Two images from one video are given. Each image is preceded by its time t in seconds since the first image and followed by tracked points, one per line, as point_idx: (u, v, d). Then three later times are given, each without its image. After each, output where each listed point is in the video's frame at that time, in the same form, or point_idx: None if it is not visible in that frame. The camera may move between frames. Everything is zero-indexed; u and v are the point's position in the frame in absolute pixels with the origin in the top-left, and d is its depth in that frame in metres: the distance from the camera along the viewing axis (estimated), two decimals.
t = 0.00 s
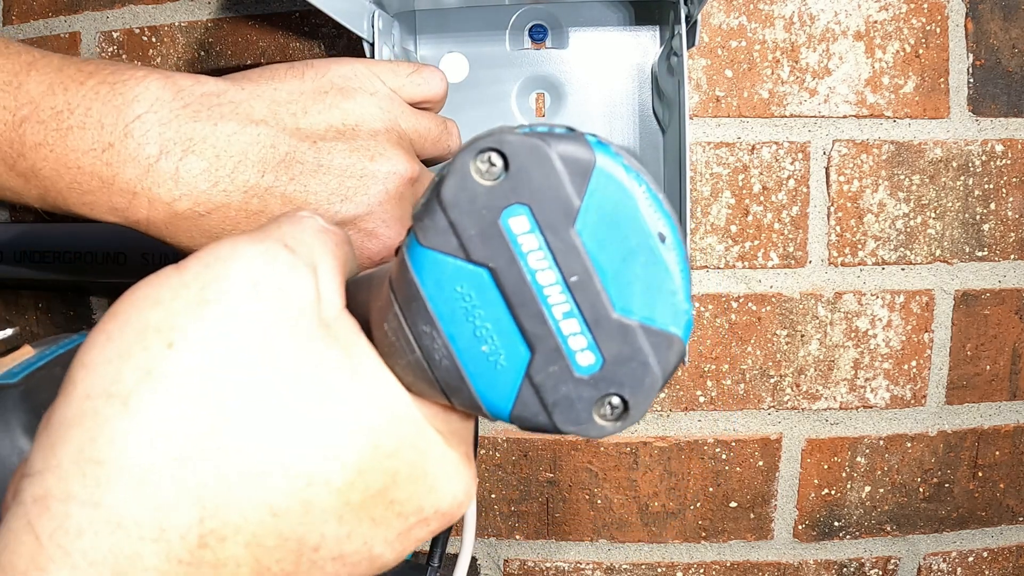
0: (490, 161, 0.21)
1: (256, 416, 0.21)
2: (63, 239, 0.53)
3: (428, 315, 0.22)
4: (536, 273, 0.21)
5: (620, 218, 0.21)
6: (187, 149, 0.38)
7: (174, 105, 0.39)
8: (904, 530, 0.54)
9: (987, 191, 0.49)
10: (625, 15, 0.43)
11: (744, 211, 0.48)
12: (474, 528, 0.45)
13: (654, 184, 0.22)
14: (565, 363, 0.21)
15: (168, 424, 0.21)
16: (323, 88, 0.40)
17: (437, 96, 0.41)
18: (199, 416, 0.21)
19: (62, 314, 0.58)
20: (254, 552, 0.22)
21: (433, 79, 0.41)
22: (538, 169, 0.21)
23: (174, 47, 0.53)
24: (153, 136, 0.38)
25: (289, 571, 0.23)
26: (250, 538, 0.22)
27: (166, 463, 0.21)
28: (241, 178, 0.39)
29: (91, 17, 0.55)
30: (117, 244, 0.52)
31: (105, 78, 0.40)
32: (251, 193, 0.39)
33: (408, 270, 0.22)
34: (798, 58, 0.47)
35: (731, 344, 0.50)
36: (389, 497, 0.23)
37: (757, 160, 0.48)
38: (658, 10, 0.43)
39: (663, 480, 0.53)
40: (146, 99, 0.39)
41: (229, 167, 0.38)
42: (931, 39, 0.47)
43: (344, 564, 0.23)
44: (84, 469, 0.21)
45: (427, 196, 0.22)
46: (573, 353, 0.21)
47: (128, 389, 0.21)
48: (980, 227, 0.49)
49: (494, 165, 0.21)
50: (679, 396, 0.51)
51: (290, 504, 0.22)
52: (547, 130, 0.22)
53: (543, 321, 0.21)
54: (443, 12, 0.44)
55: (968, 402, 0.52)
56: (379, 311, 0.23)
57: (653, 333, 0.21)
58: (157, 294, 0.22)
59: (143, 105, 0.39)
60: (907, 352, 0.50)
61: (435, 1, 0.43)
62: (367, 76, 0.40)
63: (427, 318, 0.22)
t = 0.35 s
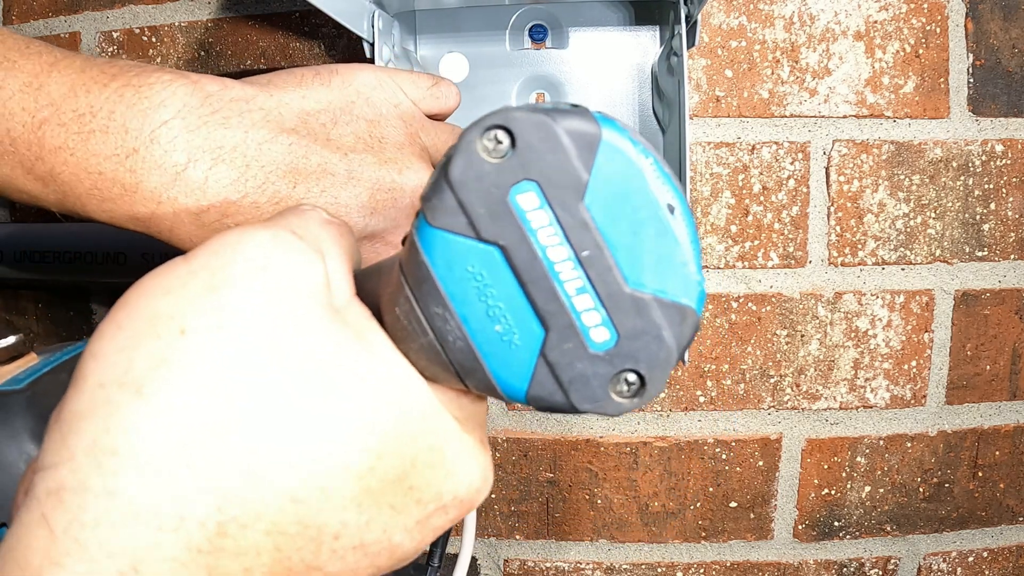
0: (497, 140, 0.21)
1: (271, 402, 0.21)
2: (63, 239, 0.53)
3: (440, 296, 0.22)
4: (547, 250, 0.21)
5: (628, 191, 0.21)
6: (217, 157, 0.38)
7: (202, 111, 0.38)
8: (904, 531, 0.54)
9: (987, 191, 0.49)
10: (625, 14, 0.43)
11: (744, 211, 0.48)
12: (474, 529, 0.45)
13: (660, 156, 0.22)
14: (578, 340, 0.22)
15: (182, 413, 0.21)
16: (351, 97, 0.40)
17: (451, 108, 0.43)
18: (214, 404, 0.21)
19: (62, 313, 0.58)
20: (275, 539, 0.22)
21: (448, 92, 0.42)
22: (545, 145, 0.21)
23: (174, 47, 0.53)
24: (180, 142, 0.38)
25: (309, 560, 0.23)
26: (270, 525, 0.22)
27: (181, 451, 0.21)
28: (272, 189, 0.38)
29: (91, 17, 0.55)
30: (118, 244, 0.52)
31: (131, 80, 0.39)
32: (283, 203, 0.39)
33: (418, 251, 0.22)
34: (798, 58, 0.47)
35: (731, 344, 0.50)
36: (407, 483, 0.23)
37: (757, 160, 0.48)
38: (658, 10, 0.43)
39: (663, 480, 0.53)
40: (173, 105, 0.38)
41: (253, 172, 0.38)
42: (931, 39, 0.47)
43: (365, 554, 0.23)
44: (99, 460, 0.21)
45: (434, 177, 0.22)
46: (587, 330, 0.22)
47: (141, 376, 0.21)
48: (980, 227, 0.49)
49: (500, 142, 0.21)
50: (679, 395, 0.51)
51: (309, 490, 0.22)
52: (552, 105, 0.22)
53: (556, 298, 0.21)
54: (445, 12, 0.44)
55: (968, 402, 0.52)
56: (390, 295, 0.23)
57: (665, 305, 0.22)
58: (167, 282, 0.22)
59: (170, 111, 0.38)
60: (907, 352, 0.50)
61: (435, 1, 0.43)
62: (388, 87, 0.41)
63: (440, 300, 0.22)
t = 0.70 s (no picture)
0: (532, 182, 0.21)
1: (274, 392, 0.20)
2: (62, 240, 0.53)
3: (450, 323, 0.22)
4: (560, 296, 0.21)
5: (650, 255, 0.21)
6: (217, 163, 0.38)
7: (200, 118, 0.39)
8: (904, 530, 0.54)
9: (987, 191, 0.49)
10: (625, 14, 0.43)
11: (744, 211, 0.48)
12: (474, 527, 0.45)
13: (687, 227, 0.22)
14: (574, 386, 0.22)
15: (184, 395, 0.20)
16: (344, 101, 0.40)
17: (445, 108, 0.43)
18: (217, 387, 0.20)
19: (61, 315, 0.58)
20: (259, 529, 0.20)
21: (444, 95, 0.42)
22: (576, 194, 0.21)
23: (174, 47, 0.53)
24: (179, 149, 0.38)
25: (285, 552, 0.21)
26: (255, 514, 0.20)
27: (178, 433, 0.19)
28: (272, 195, 0.38)
29: (91, 17, 0.55)
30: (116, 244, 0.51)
31: (129, 87, 0.40)
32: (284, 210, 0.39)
33: (435, 277, 0.22)
34: (798, 58, 0.47)
35: (731, 344, 0.50)
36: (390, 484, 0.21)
37: (757, 160, 0.48)
38: (658, 10, 0.43)
39: (663, 480, 0.53)
40: (172, 111, 0.39)
41: (252, 177, 0.38)
42: (931, 39, 0.47)
43: (337, 551, 0.21)
44: (92, 433, 0.19)
45: (462, 205, 0.22)
46: (584, 377, 0.22)
47: (144, 355, 0.20)
48: (980, 227, 0.49)
49: (535, 184, 0.21)
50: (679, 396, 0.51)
51: (301, 483, 0.20)
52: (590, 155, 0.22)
53: (561, 343, 0.21)
54: (445, 12, 0.44)
55: (968, 402, 0.52)
56: (398, 311, 0.23)
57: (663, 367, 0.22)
58: (176, 259, 0.21)
59: (169, 117, 0.38)
60: (907, 352, 0.50)
61: (435, 1, 0.43)
62: (379, 90, 0.41)
63: (448, 326, 0.22)
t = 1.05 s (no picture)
0: (482, 160, 0.21)
1: (254, 406, 0.21)
2: (63, 239, 0.53)
3: (421, 312, 0.22)
4: (527, 271, 0.21)
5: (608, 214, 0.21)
6: (207, 148, 0.38)
7: (192, 105, 0.39)
8: (904, 531, 0.54)
9: (987, 191, 0.49)
10: (625, 14, 0.43)
11: (744, 211, 0.48)
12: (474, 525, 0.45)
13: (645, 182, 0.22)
14: (556, 359, 0.21)
15: (167, 411, 0.21)
16: (339, 92, 0.40)
17: (445, 100, 0.42)
18: (199, 406, 0.21)
19: (62, 312, 0.58)
20: (250, 539, 0.22)
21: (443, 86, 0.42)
22: (528, 167, 0.21)
23: (174, 47, 0.53)
24: (172, 134, 0.38)
25: (285, 559, 0.23)
26: (247, 524, 0.22)
27: (162, 451, 0.21)
28: (263, 178, 0.38)
29: (91, 17, 0.55)
30: (117, 244, 0.52)
31: (123, 77, 0.40)
32: (273, 193, 0.39)
33: (401, 268, 0.22)
34: (798, 58, 0.47)
35: (731, 344, 0.50)
36: (383, 488, 0.23)
37: (757, 160, 0.48)
38: (658, 10, 0.43)
39: (663, 480, 0.53)
40: (164, 99, 0.39)
41: (249, 170, 0.38)
42: (931, 39, 0.47)
43: (339, 554, 0.23)
44: (81, 458, 0.21)
45: (419, 194, 0.22)
46: (564, 350, 0.21)
47: (125, 379, 0.21)
48: (980, 227, 0.49)
49: (486, 162, 0.21)
50: (679, 395, 0.51)
51: (286, 492, 0.22)
52: (538, 128, 0.22)
53: (535, 319, 0.21)
54: (445, 12, 0.44)
55: (968, 402, 0.52)
56: (373, 309, 0.23)
57: (643, 329, 0.21)
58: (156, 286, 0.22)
59: (161, 104, 0.39)
60: (907, 352, 0.50)
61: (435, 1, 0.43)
62: (376, 82, 0.40)
63: (420, 316, 0.22)
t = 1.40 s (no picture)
0: (489, 199, 0.21)
1: (240, 437, 0.22)
2: (62, 240, 0.53)
3: (428, 348, 0.22)
4: (533, 309, 0.21)
5: (615, 253, 0.21)
6: (190, 153, 0.38)
7: (177, 111, 0.39)
8: (904, 531, 0.54)
9: (987, 191, 0.49)
10: (625, 14, 0.43)
11: (744, 211, 0.48)
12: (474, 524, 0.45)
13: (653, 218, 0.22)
14: (560, 395, 0.22)
15: (155, 441, 0.22)
16: (327, 99, 0.39)
17: (442, 101, 0.41)
18: (183, 436, 0.22)
19: (64, 310, 0.58)
20: (233, 566, 0.23)
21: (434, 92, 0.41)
22: (533, 208, 0.21)
23: (174, 47, 0.53)
24: (156, 139, 0.38)
25: None
26: (230, 553, 0.23)
27: (148, 481, 0.22)
28: (242, 185, 0.39)
29: (91, 17, 0.55)
30: (117, 244, 0.52)
31: (111, 82, 0.40)
32: (251, 201, 0.39)
33: (408, 304, 0.22)
34: (798, 58, 0.47)
35: (731, 344, 0.50)
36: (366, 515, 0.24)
37: (757, 160, 0.48)
38: (658, 10, 0.43)
39: (663, 480, 0.53)
40: (150, 105, 0.39)
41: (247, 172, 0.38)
42: (931, 39, 0.47)
43: None
44: (67, 487, 0.22)
45: (425, 231, 0.22)
46: (568, 386, 0.22)
47: (113, 409, 0.22)
48: (980, 227, 0.49)
49: (492, 201, 0.21)
50: (679, 395, 0.51)
51: (269, 521, 0.23)
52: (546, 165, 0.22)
53: (540, 355, 0.21)
54: (445, 12, 0.44)
55: (968, 402, 0.52)
56: (381, 341, 0.24)
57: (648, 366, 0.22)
58: (144, 317, 0.23)
59: (147, 110, 0.39)
60: (907, 352, 0.50)
61: (435, 1, 0.43)
62: (367, 86, 0.39)
63: (427, 351, 0.22)
